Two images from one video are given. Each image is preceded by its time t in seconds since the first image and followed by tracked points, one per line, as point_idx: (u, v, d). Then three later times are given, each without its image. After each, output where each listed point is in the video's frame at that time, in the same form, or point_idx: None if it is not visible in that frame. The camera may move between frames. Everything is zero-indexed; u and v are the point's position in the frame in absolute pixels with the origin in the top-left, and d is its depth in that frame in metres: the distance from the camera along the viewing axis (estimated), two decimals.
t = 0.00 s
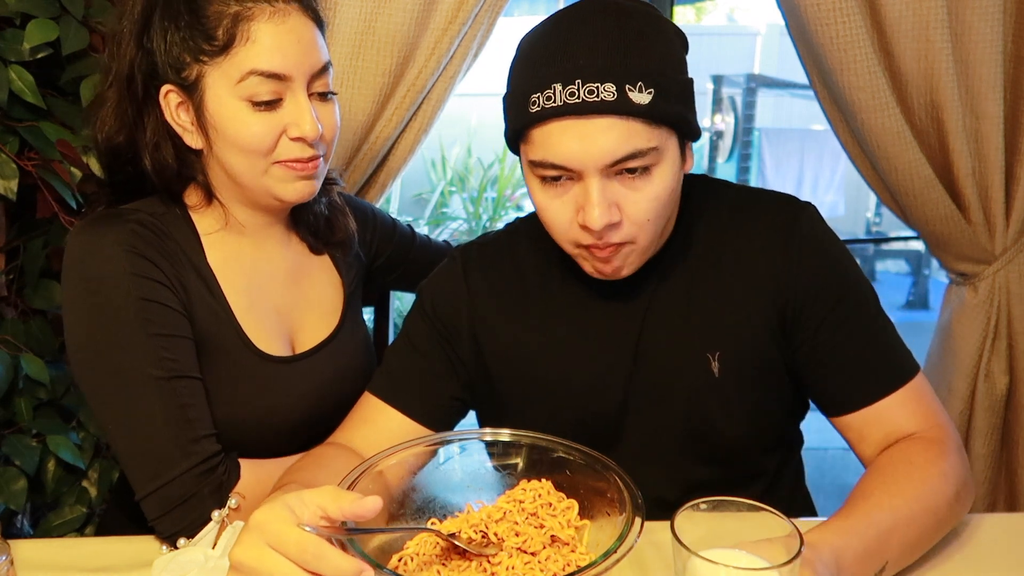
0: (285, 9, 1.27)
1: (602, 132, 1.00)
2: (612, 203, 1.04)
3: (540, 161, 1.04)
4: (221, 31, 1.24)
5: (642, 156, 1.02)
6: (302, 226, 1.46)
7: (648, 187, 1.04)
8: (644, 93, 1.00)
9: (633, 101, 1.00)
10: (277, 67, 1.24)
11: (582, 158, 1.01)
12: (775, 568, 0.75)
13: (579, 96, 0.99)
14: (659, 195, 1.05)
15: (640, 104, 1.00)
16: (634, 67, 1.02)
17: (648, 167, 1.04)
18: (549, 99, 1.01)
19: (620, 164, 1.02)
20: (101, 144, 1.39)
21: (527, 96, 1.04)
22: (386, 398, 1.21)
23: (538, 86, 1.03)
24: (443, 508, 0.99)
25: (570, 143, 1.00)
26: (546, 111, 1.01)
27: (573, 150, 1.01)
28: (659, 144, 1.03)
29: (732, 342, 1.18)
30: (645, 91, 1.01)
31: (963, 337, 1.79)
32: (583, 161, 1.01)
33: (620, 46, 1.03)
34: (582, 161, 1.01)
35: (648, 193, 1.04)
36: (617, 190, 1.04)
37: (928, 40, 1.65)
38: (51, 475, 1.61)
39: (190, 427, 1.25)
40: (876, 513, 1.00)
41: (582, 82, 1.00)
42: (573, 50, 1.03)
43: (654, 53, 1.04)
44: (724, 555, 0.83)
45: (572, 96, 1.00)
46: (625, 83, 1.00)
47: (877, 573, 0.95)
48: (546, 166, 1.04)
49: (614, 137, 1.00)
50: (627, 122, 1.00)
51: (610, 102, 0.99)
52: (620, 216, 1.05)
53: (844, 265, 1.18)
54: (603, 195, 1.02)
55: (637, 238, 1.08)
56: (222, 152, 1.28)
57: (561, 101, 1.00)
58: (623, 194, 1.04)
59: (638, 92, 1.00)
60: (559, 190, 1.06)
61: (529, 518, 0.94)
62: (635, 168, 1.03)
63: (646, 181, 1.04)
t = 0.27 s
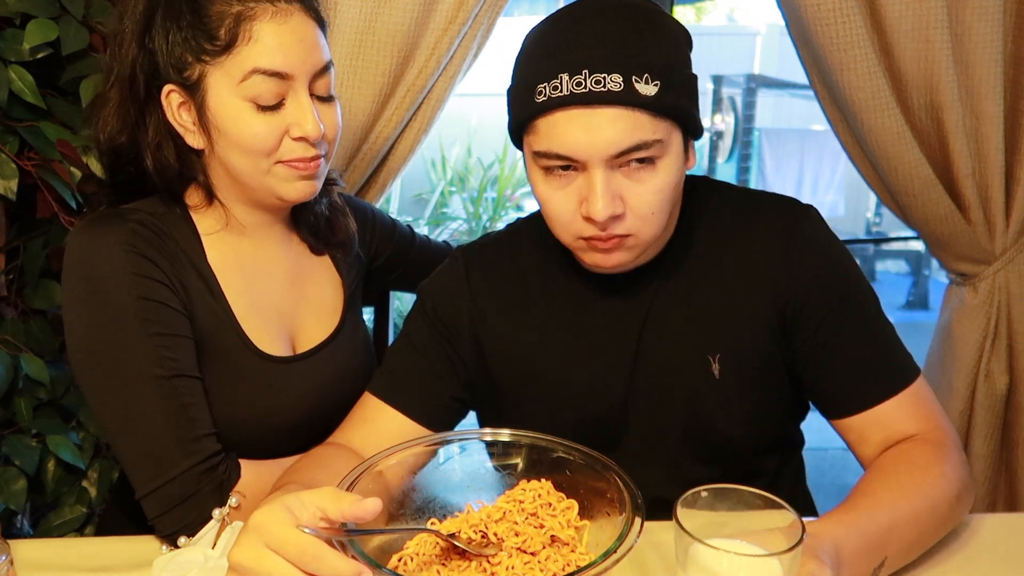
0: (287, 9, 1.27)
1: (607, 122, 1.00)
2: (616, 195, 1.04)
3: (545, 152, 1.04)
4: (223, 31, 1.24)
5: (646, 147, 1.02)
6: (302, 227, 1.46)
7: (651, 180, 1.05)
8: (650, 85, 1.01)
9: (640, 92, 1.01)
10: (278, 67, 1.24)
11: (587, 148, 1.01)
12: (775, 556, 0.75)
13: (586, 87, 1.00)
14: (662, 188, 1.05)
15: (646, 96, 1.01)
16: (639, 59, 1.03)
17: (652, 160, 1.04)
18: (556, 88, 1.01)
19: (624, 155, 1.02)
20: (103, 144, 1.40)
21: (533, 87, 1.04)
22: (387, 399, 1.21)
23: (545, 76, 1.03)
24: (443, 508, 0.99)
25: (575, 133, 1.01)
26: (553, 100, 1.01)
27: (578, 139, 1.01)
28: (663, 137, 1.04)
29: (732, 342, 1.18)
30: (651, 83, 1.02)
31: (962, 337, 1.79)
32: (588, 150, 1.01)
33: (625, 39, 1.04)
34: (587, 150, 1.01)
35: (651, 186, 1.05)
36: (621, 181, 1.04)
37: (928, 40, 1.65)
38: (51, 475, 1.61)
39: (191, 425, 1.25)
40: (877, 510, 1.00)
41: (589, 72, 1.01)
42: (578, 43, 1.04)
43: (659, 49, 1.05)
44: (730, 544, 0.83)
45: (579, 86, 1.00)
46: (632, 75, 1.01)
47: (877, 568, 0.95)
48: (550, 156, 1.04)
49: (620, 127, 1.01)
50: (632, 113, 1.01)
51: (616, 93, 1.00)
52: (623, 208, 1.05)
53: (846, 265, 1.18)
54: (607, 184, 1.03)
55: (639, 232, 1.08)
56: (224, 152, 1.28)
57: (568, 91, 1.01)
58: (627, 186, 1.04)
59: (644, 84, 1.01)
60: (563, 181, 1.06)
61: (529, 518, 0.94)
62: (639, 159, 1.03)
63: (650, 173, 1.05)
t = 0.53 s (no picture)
0: (288, 9, 1.27)
1: (623, 110, 1.01)
2: (628, 184, 1.04)
3: (559, 141, 1.04)
4: (224, 32, 1.24)
5: (660, 136, 1.03)
6: (301, 227, 1.46)
7: (663, 170, 1.05)
8: (666, 74, 1.03)
9: (656, 80, 1.02)
10: (279, 68, 1.24)
11: (602, 135, 1.01)
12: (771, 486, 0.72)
13: (604, 74, 1.01)
14: (673, 179, 1.05)
15: (663, 84, 1.02)
16: (654, 47, 1.04)
17: (664, 150, 1.05)
18: (572, 76, 1.02)
19: (638, 144, 1.03)
20: (103, 143, 1.39)
21: (548, 75, 1.05)
22: (387, 399, 1.21)
23: (561, 64, 1.04)
24: (443, 508, 0.99)
25: (590, 121, 1.01)
26: (569, 86, 1.02)
27: (593, 127, 1.01)
28: (676, 128, 1.05)
29: (732, 342, 1.18)
30: (666, 72, 1.03)
31: (962, 337, 1.79)
32: (603, 138, 1.01)
33: (637, 32, 1.05)
34: (602, 138, 1.01)
35: (663, 176, 1.05)
36: (634, 171, 1.04)
37: (928, 40, 1.65)
38: (51, 474, 1.61)
39: (194, 422, 1.25)
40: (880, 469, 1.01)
41: (606, 60, 1.02)
42: (589, 36, 1.05)
43: (667, 44, 1.05)
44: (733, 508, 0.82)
45: (596, 73, 1.01)
46: (649, 64, 1.02)
47: (878, 522, 0.96)
48: (563, 145, 1.04)
49: (635, 115, 1.01)
50: (648, 102, 1.02)
51: (634, 80, 1.01)
52: (635, 198, 1.04)
53: (845, 266, 1.18)
54: (621, 173, 1.03)
55: (649, 224, 1.07)
56: (223, 152, 1.28)
57: (585, 78, 1.01)
58: (639, 176, 1.04)
59: (660, 72, 1.02)
60: (575, 171, 1.06)
61: (529, 518, 0.94)
62: (652, 149, 1.04)
63: (662, 164, 1.05)
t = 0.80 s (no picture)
0: (288, 9, 1.27)
1: (639, 99, 1.01)
2: (644, 174, 1.03)
3: (574, 131, 1.04)
4: (223, 32, 1.24)
5: (675, 126, 1.03)
6: (301, 228, 1.46)
7: (677, 160, 1.05)
8: (681, 65, 1.04)
9: (672, 70, 1.02)
10: (278, 68, 1.24)
11: (617, 125, 1.01)
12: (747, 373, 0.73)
13: (621, 62, 1.01)
14: (687, 171, 1.05)
15: (679, 74, 1.03)
16: (669, 37, 1.05)
17: (678, 141, 1.05)
18: (589, 65, 1.02)
19: (653, 134, 1.02)
20: (103, 144, 1.39)
21: (564, 65, 1.05)
22: (387, 399, 1.21)
23: (577, 54, 1.04)
24: (443, 508, 0.99)
25: (606, 110, 1.01)
26: (586, 75, 1.02)
27: (609, 115, 1.01)
28: (689, 120, 1.05)
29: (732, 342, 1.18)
30: (681, 63, 1.04)
31: (962, 337, 1.79)
32: (618, 127, 1.01)
33: (648, 25, 1.05)
34: (617, 126, 1.01)
35: (678, 166, 1.04)
36: (649, 161, 1.04)
37: (928, 40, 1.65)
38: (51, 475, 1.61)
39: (193, 423, 1.25)
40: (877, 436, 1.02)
41: (622, 50, 1.02)
42: (599, 29, 1.05)
43: (677, 37, 1.06)
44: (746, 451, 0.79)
45: (613, 63, 1.01)
46: (665, 54, 1.03)
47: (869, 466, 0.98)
48: (579, 135, 1.04)
49: (650, 104, 1.01)
50: (663, 92, 1.02)
51: (651, 69, 1.01)
52: (650, 188, 1.03)
53: (845, 267, 1.18)
54: (637, 161, 1.02)
55: (663, 216, 1.06)
56: (223, 153, 1.28)
57: (602, 67, 1.02)
58: (654, 166, 1.04)
59: (675, 63, 1.03)
60: (589, 161, 1.06)
61: (530, 518, 0.94)
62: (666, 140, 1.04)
63: (677, 155, 1.05)
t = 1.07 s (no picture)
0: (285, 10, 1.27)
1: (647, 96, 1.01)
2: (651, 171, 1.03)
3: (582, 127, 1.04)
4: (221, 33, 1.23)
5: (681, 125, 1.03)
6: (301, 228, 1.46)
7: (683, 158, 1.05)
8: (689, 62, 1.04)
9: (680, 67, 1.02)
10: (276, 69, 1.24)
11: (625, 122, 1.01)
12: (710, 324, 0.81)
13: (630, 59, 1.01)
14: (692, 169, 1.05)
15: (686, 71, 1.03)
16: (675, 35, 1.05)
17: (684, 139, 1.05)
18: (599, 62, 1.02)
19: (660, 132, 1.02)
20: (102, 145, 1.39)
21: (572, 61, 1.05)
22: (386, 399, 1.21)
23: (585, 51, 1.04)
24: (443, 508, 0.99)
25: (614, 106, 1.01)
26: (595, 72, 1.02)
27: (617, 112, 1.01)
28: (695, 118, 1.05)
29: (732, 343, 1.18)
30: (688, 60, 1.04)
31: (963, 336, 1.79)
32: (626, 123, 1.01)
33: (653, 24, 1.05)
34: (626, 123, 1.01)
35: (683, 164, 1.04)
36: (655, 158, 1.03)
37: (928, 40, 1.65)
38: (51, 475, 1.61)
39: (193, 423, 1.25)
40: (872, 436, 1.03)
41: (632, 46, 1.02)
42: (605, 27, 1.05)
43: (681, 36, 1.06)
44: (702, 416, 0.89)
45: (622, 59, 1.01)
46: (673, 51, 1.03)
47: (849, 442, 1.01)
48: (586, 131, 1.04)
49: (658, 102, 1.01)
50: (671, 89, 1.02)
51: (659, 67, 1.01)
52: (657, 185, 1.03)
53: (844, 268, 1.18)
54: (644, 158, 1.02)
55: (668, 213, 1.06)
56: (222, 154, 1.28)
57: (611, 64, 1.01)
58: (660, 164, 1.04)
59: (683, 60, 1.03)
60: (596, 158, 1.06)
61: (530, 518, 0.94)
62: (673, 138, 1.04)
63: (683, 153, 1.05)
